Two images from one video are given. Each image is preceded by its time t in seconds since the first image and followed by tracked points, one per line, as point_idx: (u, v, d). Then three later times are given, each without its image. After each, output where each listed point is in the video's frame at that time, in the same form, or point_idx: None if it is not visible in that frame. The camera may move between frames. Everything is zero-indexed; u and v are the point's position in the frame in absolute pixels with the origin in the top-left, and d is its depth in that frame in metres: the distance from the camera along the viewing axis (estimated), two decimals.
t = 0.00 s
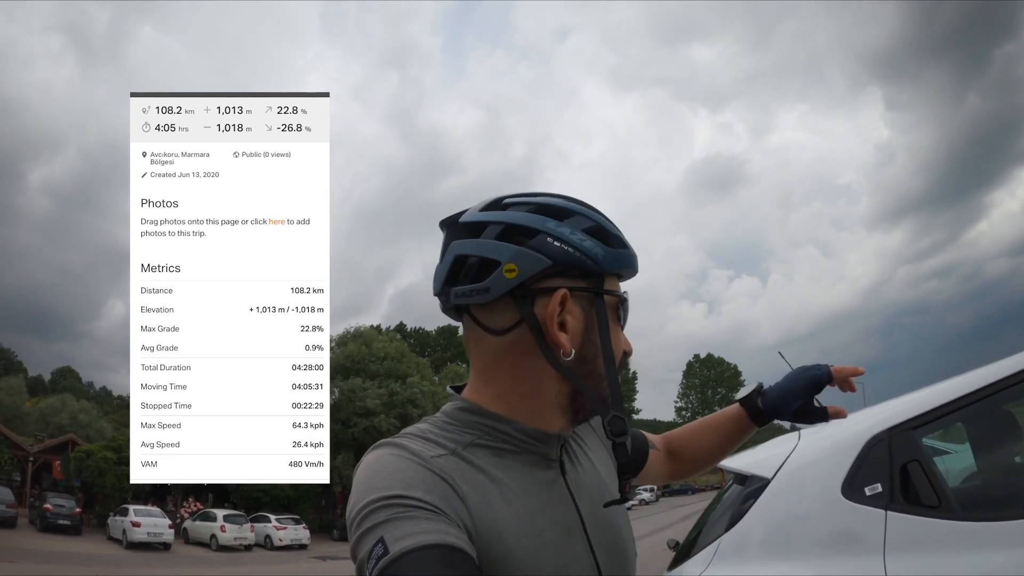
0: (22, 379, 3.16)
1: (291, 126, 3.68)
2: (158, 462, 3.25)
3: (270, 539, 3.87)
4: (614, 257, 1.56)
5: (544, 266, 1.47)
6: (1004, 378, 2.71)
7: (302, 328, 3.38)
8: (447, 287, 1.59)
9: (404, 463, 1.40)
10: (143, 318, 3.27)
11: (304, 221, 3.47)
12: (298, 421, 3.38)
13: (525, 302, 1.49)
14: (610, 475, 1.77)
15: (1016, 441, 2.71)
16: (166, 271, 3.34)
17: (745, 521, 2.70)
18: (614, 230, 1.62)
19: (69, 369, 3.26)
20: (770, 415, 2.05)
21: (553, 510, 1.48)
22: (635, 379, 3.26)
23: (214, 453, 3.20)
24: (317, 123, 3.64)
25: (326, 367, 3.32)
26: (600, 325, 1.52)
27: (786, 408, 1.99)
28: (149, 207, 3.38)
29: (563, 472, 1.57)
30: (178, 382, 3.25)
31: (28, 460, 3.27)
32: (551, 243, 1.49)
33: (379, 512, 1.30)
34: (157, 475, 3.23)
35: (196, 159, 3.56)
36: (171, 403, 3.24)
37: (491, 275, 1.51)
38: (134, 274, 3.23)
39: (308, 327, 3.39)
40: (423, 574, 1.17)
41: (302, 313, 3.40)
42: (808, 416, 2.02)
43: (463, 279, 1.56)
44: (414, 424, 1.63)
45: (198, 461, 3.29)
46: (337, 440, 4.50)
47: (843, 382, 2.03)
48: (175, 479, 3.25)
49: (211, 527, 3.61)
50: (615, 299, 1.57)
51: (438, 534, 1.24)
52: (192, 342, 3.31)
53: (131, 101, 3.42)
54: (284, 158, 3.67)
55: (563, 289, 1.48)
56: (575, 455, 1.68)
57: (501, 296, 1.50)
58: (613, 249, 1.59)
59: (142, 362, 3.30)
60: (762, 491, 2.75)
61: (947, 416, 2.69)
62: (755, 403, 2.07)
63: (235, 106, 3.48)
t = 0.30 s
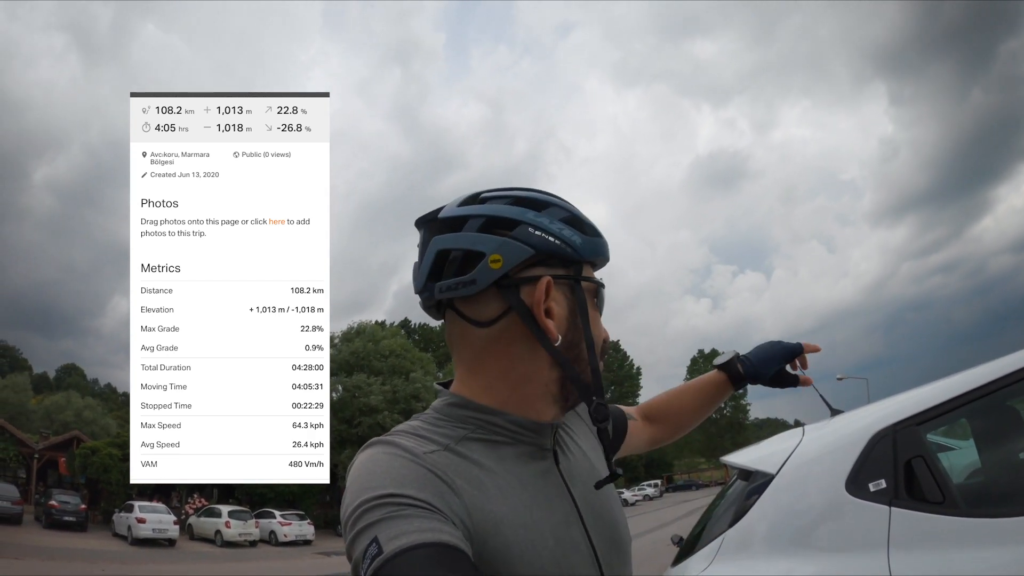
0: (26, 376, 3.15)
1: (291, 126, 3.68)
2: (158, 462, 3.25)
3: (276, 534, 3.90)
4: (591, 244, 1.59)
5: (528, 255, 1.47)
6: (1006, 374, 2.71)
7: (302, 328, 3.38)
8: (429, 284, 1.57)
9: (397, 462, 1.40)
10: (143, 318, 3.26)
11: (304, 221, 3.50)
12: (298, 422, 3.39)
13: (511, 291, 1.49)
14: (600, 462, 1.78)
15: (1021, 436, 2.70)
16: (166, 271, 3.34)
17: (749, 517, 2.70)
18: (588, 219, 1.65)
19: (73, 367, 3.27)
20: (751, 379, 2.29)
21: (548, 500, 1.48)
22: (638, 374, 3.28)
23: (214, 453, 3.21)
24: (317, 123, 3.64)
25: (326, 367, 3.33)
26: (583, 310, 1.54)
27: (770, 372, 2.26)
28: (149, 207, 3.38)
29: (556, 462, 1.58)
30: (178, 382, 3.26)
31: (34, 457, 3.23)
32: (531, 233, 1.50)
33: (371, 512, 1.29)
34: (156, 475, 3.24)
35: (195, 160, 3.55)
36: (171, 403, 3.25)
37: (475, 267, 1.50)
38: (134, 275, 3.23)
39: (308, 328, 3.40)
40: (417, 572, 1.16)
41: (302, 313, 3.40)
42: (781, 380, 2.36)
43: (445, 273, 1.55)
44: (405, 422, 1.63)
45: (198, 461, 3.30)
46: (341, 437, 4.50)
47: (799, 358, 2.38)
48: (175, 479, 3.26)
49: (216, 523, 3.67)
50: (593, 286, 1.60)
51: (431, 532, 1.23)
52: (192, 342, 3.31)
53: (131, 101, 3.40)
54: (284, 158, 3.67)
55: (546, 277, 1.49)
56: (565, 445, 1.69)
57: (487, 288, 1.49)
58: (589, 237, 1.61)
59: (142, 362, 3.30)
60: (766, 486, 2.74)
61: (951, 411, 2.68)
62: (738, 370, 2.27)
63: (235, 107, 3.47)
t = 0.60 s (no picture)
0: (30, 379, 3.17)
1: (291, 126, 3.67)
2: (158, 462, 3.26)
3: (279, 536, 3.88)
4: (585, 246, 1.60)
5: (523, 257, 1.48)
6: (1008, 371, 2.71)
7: (302, 328, 3.39)
8: (425, 285, 1.57)
9: (394, 463, 1.40)
10: (143, 318, 3.27)
11: (304, 221, 3.50)
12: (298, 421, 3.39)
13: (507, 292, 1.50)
14: (595, 460, 1.79)
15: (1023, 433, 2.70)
16: (166, 271, 3.35)
17: (753, 514, 2.70)
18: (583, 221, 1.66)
19: (76, 368, 3.27)
20: (716, 361, 2.21)
21: (546, 498, 1.48)
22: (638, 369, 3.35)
23: (213, 453, 3.22)
24: (317, 123, 3.64)
25: (326, 367, 3.33)
26: (578, 311, 1.55)
27: (734, 352, 2.17)
28: (149, 207, 3.38)
29: (553, 461, 1.58)
30: (178, 382, 3.27)
31: (36, 459, 3.25)
32: (527, 235, 1.51)
33: (369, 514, 1.29)
34: (156, 475, 3.25)
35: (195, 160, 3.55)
36: (171, 403, 3.26)
37: (471, 269, 1.50)
38: (134, 275, 3.24)
39: (308, 327, 3.40)
40: (416, 572, 1.17)
41: (302, 313, 3.41)
42: (752, 363, 2.21)
43: (442, 275, 1.55)
44: (400, 424, 1.62)
45: (198, 461, 3.31)
46: (343, 437, 4.51)
47: (781, 343, 2.28)
48: (174, 479, 3.26)
49: (219, 525, 3.66)
50: (587, 287, 1.61)
51: (429, 532, 1.24)
52: (192, 342, 3.31)
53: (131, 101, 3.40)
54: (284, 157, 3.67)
55: (542, 278, 1.50)
56: (561, 444, 1.69)
57: (482, 290, 1.49)
58: (583, 238, 1.62)
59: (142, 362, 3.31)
60: (770, 484, 2.74)
61: (954, 408, 2.68)
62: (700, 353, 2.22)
63: (235, 106, 3.48)
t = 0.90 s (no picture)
0: (31, 378, 3.16)
1: (291, 126, 3.68)
2: (158, 462, 3.27)
3: (280, 535, 3.96)
4: (573, 244, 1.60)
5: (511, 256, 1.48)
6: (1009, 370, 2.70)
7: (302, 328, 3.39)
8: (414, 286, 1.57)
9: (388, 466, 1.40)
10: (143, 318, 3.27)
11: (304, 221, 3.51)
12: (298, 421, 3.40)
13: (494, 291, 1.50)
14: (590, 458, 1.78)
15: None
16: (166, 271, 3.35)
17: (753, 514, 2.69)
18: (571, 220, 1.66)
19: (78, 369, 3.27)
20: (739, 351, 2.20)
21: (540, 499, 1.48)
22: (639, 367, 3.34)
23: (213, 453, 3.23)
24: (317, 123, 3.64)
25: (326, 367, 3.34)
26: (566, 309, 1.55)
27: (756, 339, 2.17)
28: (149, 207, 3.38)
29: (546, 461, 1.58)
30: (178, 382, 3.27)
31: (38, 459, 3.26)
32: (514, 234, 1.51)
33: (364, 517, 1.30)
34: (155, 475, 3.26)
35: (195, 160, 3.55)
36: (171, 403, 3.26)
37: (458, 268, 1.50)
38: (133, 275, 3.23)
39: (308, 327, 3.40)
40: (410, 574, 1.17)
41: (302, 313, 3.41)
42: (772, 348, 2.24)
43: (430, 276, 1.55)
44: (396, 426, 1.62)
45: (198, 461, 3.32)
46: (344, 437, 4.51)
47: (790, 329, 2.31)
48: (173, 479, 3.27)
49: (220, 525, 3.66)
50: (577, 285, 1.61)
51: (424, 534, 1.24)
52: (192, 343, 3.31)
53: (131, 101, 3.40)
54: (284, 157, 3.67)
55: (529, 277, 1.50)
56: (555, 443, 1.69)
57: (470, 290, 1.49)
58: (571, 236, 1.62)
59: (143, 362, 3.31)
60: (771, 484, 2.74)
61: (956, 407, 2.68)
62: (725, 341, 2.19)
63: (235, 107, 3.48)
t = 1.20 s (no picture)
0: (22, 385, 3.15)
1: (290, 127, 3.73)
2: (158, 462, 3.23)
3: (273, 541, 4.03)
4: (469, 238, 1.50)
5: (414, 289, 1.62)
6: (1004, 369, 2.71)
7: (302, 327, 3.41)
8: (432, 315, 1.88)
9: (391, 468, 1.40)
10: (143, 318, 3.28)
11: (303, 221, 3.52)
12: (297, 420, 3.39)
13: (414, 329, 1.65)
14: (587, 465, 1.79)
15: (1016, 432, 2.73)
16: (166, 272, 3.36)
17: (749, 515, 2.70)
18: (489, 206, 1.53)
19: (69, 375, 3.29)
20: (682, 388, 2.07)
21: (537, 501, 1.49)
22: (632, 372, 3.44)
23: (214, 453, 3.19)
24: (317, 123, 3.75)
25: (326, 366, 3.34)
26: (448, 336, 1.51)
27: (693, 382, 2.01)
28: (149, 206, 3.37)
29: (543, 467, 1.58)
30: (178, 382, 3.26)
31: (29, 466, 3.19)
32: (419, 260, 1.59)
33: (369, 519, 1.29)
34: (156, 475, 3.19)
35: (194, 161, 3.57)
36: (171, 403, 3.24)
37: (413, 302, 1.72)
38: (134, 275, 3.22)
39: (308, 327, 3.41)
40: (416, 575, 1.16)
41: (302, 313, 3.43)
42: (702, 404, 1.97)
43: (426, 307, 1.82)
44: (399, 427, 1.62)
45: (199, 461, 3.29)
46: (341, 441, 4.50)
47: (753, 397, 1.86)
48: (174, 479, 3.22)
49: (214, 530, 3.75)
50: (471, 298, 1.49)
51: (428, 536, 1.23)
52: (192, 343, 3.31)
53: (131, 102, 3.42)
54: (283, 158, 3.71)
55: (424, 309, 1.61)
56: (553, 448, 1.70)
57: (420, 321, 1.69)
58: (480, 230, 1.52)
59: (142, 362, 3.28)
60: (766, 486, 2.75)
61: (948, 409, 2.69)
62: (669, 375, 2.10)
63: (235, 106, 3.49)
